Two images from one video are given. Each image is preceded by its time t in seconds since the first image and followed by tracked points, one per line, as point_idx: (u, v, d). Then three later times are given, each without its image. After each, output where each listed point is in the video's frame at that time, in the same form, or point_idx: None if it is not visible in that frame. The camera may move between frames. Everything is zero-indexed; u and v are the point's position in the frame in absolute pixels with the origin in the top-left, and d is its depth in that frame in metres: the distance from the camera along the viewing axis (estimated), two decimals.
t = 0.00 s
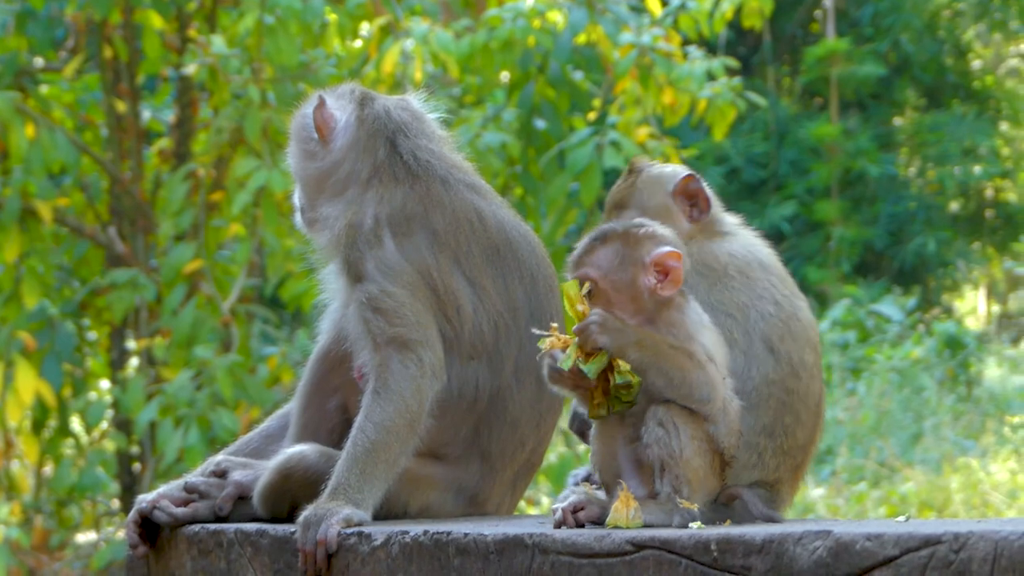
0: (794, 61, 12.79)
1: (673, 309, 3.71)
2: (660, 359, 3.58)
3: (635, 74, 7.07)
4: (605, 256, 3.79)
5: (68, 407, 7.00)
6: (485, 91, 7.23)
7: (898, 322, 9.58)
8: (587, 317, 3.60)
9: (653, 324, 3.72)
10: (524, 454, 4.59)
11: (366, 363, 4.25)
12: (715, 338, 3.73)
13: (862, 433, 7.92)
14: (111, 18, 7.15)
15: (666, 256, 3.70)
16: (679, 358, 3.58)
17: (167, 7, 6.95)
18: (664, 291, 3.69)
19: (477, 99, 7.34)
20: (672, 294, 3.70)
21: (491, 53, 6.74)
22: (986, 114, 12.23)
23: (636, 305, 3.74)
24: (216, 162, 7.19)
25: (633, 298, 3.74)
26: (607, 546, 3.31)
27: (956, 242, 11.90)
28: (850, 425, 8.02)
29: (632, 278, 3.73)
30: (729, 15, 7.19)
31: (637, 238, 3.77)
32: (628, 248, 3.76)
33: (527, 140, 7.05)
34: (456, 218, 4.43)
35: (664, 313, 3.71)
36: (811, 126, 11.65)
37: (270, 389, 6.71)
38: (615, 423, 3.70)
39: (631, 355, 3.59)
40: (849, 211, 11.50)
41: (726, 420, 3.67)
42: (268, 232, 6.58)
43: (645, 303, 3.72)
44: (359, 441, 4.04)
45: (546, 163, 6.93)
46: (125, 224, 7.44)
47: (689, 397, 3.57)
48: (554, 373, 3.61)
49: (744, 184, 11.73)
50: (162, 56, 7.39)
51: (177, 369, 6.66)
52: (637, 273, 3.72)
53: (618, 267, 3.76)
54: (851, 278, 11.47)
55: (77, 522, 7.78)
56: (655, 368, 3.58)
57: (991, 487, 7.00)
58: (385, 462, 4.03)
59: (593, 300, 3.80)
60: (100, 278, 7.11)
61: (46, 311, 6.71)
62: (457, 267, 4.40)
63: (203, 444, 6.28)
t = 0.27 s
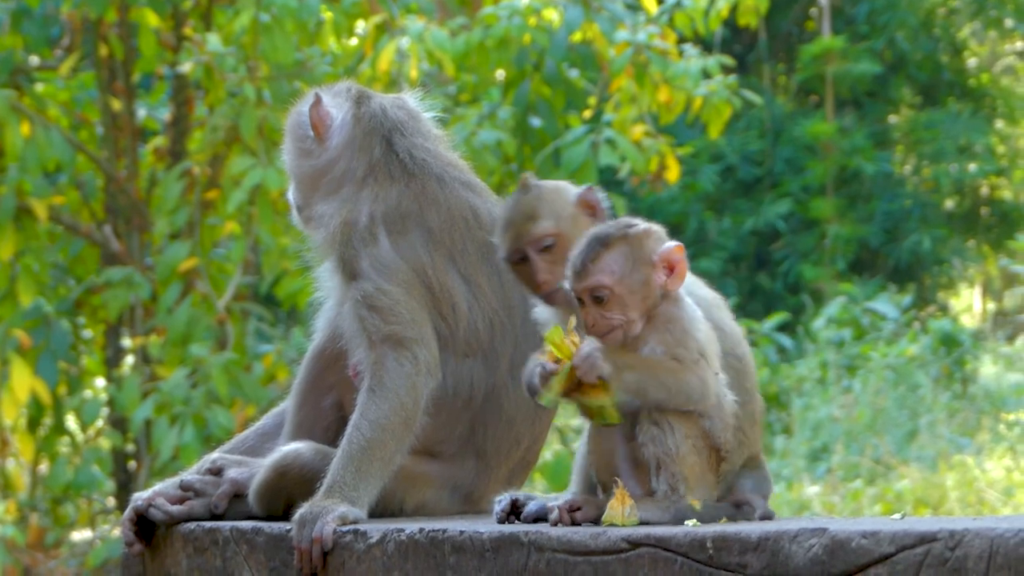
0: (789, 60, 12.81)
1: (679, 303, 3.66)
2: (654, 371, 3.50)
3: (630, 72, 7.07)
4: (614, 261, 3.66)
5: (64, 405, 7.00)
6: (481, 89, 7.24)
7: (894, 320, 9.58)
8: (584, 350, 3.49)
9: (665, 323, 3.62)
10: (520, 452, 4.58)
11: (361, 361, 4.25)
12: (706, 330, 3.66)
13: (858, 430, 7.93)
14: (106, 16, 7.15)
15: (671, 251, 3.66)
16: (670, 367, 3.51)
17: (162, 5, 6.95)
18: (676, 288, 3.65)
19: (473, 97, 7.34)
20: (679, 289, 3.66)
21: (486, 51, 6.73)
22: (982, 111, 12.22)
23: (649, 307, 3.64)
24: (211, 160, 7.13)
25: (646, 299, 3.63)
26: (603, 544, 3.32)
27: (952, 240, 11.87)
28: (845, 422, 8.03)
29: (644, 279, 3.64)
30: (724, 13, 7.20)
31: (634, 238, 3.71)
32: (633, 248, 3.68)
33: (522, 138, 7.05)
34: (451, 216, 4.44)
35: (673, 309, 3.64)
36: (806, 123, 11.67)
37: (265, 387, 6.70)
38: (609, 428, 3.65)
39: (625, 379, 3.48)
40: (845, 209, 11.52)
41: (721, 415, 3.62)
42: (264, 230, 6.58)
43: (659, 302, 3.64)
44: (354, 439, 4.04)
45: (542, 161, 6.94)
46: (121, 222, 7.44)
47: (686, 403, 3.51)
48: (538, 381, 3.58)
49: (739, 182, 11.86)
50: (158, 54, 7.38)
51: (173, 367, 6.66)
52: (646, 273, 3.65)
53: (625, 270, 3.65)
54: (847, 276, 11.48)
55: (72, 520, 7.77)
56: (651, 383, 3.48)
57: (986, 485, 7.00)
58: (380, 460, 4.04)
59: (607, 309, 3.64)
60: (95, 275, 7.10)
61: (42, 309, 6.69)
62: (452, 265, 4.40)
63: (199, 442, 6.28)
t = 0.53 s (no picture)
0: (788, 56, 12.81)
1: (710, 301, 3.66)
2: (686, 391, 3.46)
3: (628, 69, 7.09)
4: (667, 255, 3.57)
5: (63, 403, 7.00)
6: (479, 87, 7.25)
7: (893, 316, 9.59)
8: (631, 403, 3.39)
9: (697, 323, 3.57)
10: (520, 449, 4.58)
11: (360, 358, 4.25)
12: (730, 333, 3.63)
13: (857, 426, 7.93)
14: (105, 15, 7.15)
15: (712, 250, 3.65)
16: (696, 381, 3.46)
17: (160, 3, 6.95)
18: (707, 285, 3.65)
19: (471, 94, 7.34)
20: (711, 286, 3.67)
21: (485, 48, 6.74)
22: (981, 106, 12.22)
23: (690, 305, 3.59)
24: (209, 158, 7.17)
25: (690, 296, 3.59)
26: (603, 539, 3.32)
27: (950, 236, 11.89)
28: (845, 418, 8.02)
29: (692, 277, 3.59)
30: (722, 9, 7.20)
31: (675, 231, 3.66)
32: (682, 242, 3.62)
33: (521, 135, 7.05)
34: (450, 213, 4.44)
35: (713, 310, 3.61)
36: (804, 120, 11.67)
37: (265, 385, 6.70)
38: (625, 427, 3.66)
39: (668, 409, 3.45)
40: (844, 205, 11.53)
41: (739, 417, 3.54)
42: (263, 227, 6.58)
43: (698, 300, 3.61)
44: (354, 436, 4.05)
45: (540, 158, 6.95)
46: (120, 220, 7.44)
47: (705, 411, 3.47)
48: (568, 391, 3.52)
49: (738, 178, 11.84)
50: (156, 53, 7.38)
51: (173, 365, 6.66)
52: (691, 267, 3.59)
53: (675, 264, 3.57)
54: (846, 272, 11.48)
55: (72, 519, 7.77)
56: (680, 399, 3.45)
57: (986, 481, 6.99)
58: (380, 457, 4.05)
59: (654, 301, 3.55)
60: (95, 274, 7.11)
61: (41, 308, 6.70)
62: (451, 262, 4.41)
63: (198, 440, 6.29)
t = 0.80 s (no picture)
0: (788, 51, 12.80)
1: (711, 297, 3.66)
2: (683, 391, 3.46)
3: (630, 64, 7.04)
4: (669, 258, 3.55)
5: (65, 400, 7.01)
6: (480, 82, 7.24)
7: (894, 311, 9.58)
8: (620, 406, 3.41)
9: (699, 320, 3.57)
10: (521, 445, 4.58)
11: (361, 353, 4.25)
12: (732, 330, 3.64)
13: (859, 421, 7.93)
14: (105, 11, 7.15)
15: (711, 246, 3.65)
16: (696, 380, 3.48)
17: None
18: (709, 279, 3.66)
19: (471, 90, 7.33)
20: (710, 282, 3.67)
21: (485, 44, 6.74)
22: (982, 101, 12.20)
23: (693, 305, 3.58)
24: (211, 154, 7.16)
25: (692, 295, 3.58)
26: (604, 535, 3.32)
27: (951, 230, 11.88)
28: (846, 413, 8.02)
29: (694, 276, 3.58)
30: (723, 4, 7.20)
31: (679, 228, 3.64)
32: (682, 241, 3.59)
33: (522, 130, 7.05)
34: (451, 209, 4.44)
35: (716, 308, 3.61)
36: (805, 115, 11.66)
37: (267, 380, 6.71)
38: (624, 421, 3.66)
39: (665, 410, 3.46)
40: (845, 200, 11.52)
41: (741, 410, 3.60)
42: (264, 223, 6.58)
43: (700, 298, 3.60)
44: (355, 431, 4.05)
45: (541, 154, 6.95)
46: (121, 216, 7.44)
47: (707, 409, 3.49)
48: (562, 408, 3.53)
49: (738, 174, 11.92)
50: (156, 49, 7.38)
51: (174, 361, 6.67)
52: (693, 267, 3.58)
53: (678, 267, 3.55)
54: (847, 267, 11.48)
55: (74, 515, 7.78)
56: (680, 398, 3.46)
57: (987, 476, 6.99)
58: (381, 453, 4.05)
59: (658, 307, 3.53)
60: (95, 270, 7.11)
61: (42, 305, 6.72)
62: (452, 257, 4.41)
63: (200, 436, 6.29)
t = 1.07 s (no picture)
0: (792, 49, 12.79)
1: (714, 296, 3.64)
2: (681, 393, 3.45)
3: (633, 62, 7.04)
4: (667, 258, 3.54)
5: (70, 398, 7.01)
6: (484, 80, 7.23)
7: (898, 308, 9.57)
8: (609, 412, 3.41)
9: (700, 320, 3.56)
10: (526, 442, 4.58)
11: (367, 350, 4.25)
12: (734, 331, 3.62)
13: (863, 418, 7.93)
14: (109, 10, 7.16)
15: (713, 246, 3.63)
16: (693, 382, 3.46)
17: None
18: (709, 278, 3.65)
19: (475, 88, 7.32)
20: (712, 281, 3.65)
21: (489, 41, 6.73)
22: (985, 97, 12.21)
23: (694, 304, 3.57)
24: (215, 153, 7.17)
25: (693, 294, 3.57)
26: (610, 531, 3.32)
27: (956, 228, 11.85)
28: (851, 410, 8.01)
29: (692, 275, 3.57)
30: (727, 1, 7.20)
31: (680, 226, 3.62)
32: (681, 241, 3.58)
33: (525, 128, 7.05)
34: (460, 206, 4.46)
35: (718, 308, 3.60)
36: (809, 112, 11.66)
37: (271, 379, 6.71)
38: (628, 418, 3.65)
39: (658, 414, 3.44)
40: (849, 197, 11.52)
41: (744, 407, 3.58)
42: (268, 221, 6.59)
43: (701, 297, 3.58)
44: (361, 429, 4.05)
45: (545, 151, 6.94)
46: (125, 215, 7.44)
47: (705, 413, 3.48)
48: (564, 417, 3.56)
49: (743, 171, 11.85)
50: (161, 47, 7.38)
51: (178, 359, 6.67)
52: (692, 266, 3.57)
53: (676, 266, 3.55)
54: (851, 264, 11.47)
55: (79, 514, 7.78)
56: (674, 401, 3.44)
57: (992, 473, 6.98)
58: (386, 450, 4.05)
59: (657, 306, 3.52)
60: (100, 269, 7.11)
61: (46, 304, 6.76)
62: (460, 255, 4.41)
63: (204, 435, 6.30)
